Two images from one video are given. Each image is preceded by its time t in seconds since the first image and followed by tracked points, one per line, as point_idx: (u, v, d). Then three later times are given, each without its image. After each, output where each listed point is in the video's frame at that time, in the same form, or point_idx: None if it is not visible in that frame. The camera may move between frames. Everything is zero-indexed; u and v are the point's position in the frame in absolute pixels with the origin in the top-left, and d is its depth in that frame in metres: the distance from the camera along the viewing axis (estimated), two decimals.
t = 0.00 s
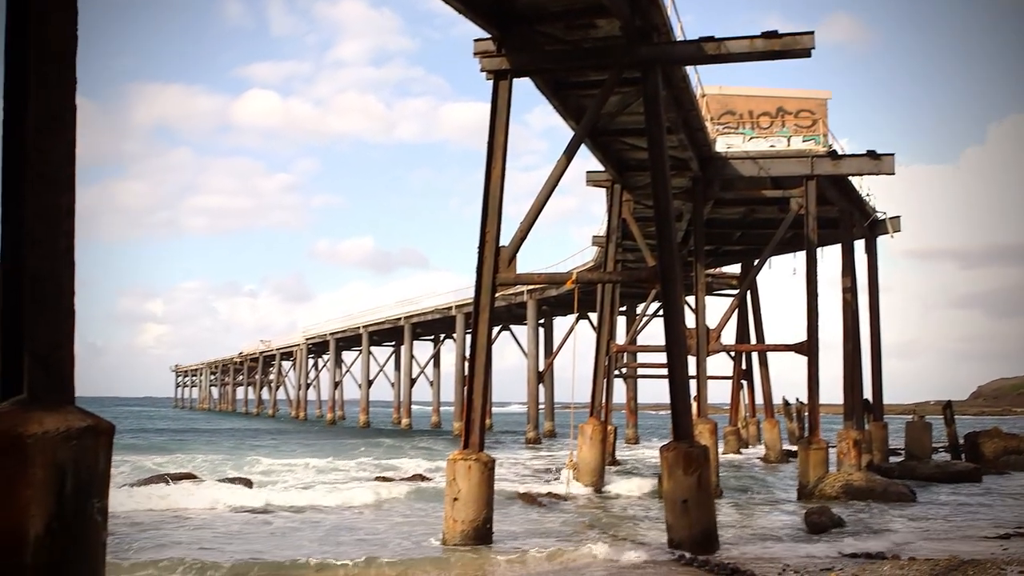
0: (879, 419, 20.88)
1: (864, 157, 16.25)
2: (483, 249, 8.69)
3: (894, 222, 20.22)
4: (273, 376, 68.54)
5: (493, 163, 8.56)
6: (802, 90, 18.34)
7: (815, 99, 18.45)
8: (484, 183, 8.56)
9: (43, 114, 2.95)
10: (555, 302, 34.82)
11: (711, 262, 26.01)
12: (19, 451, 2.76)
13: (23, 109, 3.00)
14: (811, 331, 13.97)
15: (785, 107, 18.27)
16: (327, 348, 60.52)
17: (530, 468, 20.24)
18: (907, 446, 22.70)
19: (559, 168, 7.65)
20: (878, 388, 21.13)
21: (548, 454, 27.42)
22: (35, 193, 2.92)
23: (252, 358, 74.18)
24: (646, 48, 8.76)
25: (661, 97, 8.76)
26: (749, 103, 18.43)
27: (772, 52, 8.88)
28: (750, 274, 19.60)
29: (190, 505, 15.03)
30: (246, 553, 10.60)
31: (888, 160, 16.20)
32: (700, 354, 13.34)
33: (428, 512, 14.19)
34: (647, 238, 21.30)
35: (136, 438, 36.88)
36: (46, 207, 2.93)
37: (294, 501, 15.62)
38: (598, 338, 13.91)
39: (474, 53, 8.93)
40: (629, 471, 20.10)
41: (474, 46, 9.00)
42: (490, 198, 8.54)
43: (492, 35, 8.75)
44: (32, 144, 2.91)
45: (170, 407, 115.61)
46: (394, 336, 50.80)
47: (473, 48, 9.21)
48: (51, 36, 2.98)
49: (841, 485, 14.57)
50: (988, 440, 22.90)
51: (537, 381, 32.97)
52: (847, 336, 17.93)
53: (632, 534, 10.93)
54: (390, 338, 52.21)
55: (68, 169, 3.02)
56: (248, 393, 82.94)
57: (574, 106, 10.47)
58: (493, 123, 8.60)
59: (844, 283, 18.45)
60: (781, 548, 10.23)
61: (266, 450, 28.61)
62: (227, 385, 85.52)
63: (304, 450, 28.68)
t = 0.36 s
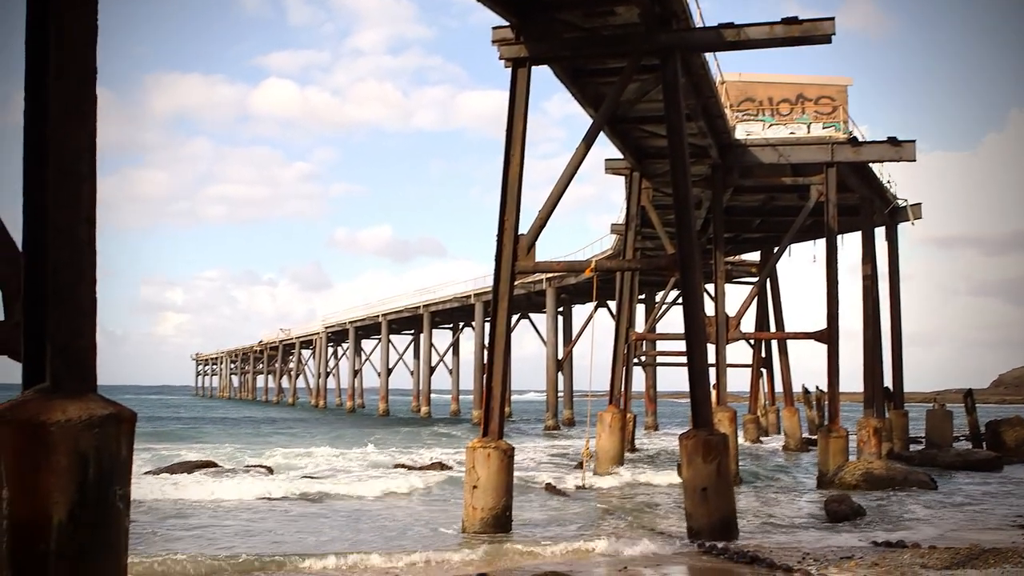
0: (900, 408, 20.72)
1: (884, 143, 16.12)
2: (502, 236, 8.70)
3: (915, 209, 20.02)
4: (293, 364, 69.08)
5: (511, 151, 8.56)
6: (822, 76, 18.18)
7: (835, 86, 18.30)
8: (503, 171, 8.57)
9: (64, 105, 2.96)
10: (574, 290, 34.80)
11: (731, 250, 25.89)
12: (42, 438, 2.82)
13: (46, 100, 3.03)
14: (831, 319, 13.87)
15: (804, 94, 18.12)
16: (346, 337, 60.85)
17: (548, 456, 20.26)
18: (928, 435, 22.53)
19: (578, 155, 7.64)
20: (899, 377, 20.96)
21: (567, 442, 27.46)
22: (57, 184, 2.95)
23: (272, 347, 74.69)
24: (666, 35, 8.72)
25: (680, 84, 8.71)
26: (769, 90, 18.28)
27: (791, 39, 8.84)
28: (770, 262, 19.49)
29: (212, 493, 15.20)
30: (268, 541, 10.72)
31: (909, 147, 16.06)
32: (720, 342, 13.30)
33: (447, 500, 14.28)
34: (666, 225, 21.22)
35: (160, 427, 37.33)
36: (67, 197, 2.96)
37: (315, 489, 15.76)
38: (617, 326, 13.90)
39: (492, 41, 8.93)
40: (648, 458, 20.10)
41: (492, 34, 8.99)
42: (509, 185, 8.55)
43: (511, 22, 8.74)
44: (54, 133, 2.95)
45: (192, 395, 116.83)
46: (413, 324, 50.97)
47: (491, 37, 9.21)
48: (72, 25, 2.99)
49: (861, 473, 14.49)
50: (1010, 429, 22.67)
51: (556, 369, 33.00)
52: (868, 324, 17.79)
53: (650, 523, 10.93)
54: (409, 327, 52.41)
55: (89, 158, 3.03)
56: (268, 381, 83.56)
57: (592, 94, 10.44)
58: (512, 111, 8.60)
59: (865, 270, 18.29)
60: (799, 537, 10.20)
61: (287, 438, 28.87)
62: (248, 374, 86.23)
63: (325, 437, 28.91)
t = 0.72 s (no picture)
0: (912, 401, 20.65)
1: (897, 135, 16.04)
2: (513, 229, 8.70)
3: (928, 201, 19.92)
4: (305, 357, 69.33)
5: (523, 144, 8.54)
6: (834, 68, 18.11)
7: (848, 78, 18.20)
8: (514, 164, 8.56)
9: (75, 98, 2.97)
10: (585, 283, 34.78)
11: (742, 243, 25.81)
12: (56, 431, 2.84)
13: (58, 95, 3.04)
14: (843, 312, 13.82)
15: (816, 86, 18.06)
16: (358, 331, 61.01)
17: (559, 449, 20.30)
18: (940, 428, 22.43)
19: (589, 148, 7.61)
20: (911, 370, 20.86)
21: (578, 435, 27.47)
22: (69, 179, 2.96)
23: (283, 339, 74.97)
24: (677, 27, 8.69)
25: (692, 76, 8.69)
26: (781, 82, 18.23)
27: (803, 31, 8.80)
28: (782, 255, 19.41)
29: (226, 486, 15.27)
30: (280, 534, 10.76)
31: (922, 139, 16.00)
32: (731, 335, 13.27)
33: (459, 493, 14.29)
34: (677, 218, 21.17)
35: (174, 420, 37.54)
36: (79, 192, 2.98)
37: (327, 482, 15.81)
38: (628, 319, 13.89)
39: (503, 34, 8.91)
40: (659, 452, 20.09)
41: (503, 27, 8.98)
42: (520, 179, 8.54)
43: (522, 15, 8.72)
44: (67, 125, 2.96)
45: (204, 388, 117.48)
46: (425, 317, 51.07)
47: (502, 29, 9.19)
48: (84, 20, 2.99)
49: (874, 466, 14.43)
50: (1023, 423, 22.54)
51: (567, 362, 33.01)
52: (881, 317, 17.70)
53: (661, 516, 10.93)
54: (421, 320, 52.50)
55: (101, 152, 3.04)
56: (280, 373, 83.91)
57: (604, 87, 10.42)
58: (523, 104, 8.57)
59: (877, 263, 18.20)
60: (811, 530, 10.17)
61: (300, 431, 28.98)
62: (260, 367, 86.62)
63: (337, 431, 29.00)
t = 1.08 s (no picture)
0: (922, 396, 20.58)
1: (907, 130, 15.97)
2: (522, 225, 8.69)
3: (939, 196, 19.81)
4: (314, 352, 69.51)
5: (532, 140, 8.53)
6: (845, 64, 17.93)
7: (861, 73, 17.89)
8: (524, 161, 8.55)
9: (86, 95, 2.97)
10: (594, 279, 34.74)
11: (752, 238, 25.75)
12: (68, 426, 2.85)
13: (71, 94, 3.05)
14: (853, 307, 13.76)
15: (827, 80, 17.88)
16: (367, 326, 61.12)
17: (569, 444, 20.31)
18: (950, 423, 22.33)
19: (599, 144, 7.60)
20: (922, 366, 20.77)
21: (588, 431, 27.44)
22: (81, 176, 2.97)
23: (293, 335, 75.16)
24: (687, 22, 8.66)
25: (702, 71, 8.65)
26: (791, 77, 18.16)
27: (814, 25, 8.74)
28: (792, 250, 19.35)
29: (237, 482, 15.33)
30: (291, 529, 10.79)
31: (932, 134, 15.93)
32: (741, 330, 13.25)
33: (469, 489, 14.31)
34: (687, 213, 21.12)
35: (186, 415, 37.66)
36: (89, 190, 2.98)
37: (337, 478, 15.85)
38: (637, 314, 13.88)
39: (513, 30, 8.89)
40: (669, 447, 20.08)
41: (512, 22, 8.96)
42: (529, 175, 8.53)
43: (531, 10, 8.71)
44: (78, 122, 2.97)
45: (215, 383, 117.97)
46: (434, 312, 51.12)
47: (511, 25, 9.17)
48: (95, 16, 3.00)
49: (883, 462, 14.39)
50: None
51: (577, 357, 33.00)
52: (891, 312, 17.63)
53: (670, 512, 10.93)
54: (430, 315, 52.57)
55: (112, 150, 3.05)
56: (290, 369, 84.04)
57: (613, 82, 10.40)
58: (532, 99, 8.56)
59: (888, 258, 18.12)
60: (821, 526, 10.14)
61: (310, 427, 29.05)
62: (270, 363, 86.89)
63: (347, 427, 29.06)
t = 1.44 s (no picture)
0: (932, 392, 20.49)
1: (917, 125, 15.91)
2: (531, 220, 8.69)
3: (949, 191, 19.71)
4: (323, 348, 69.65)
5: (540, 135, 8.53)
6: (854, 58, 17.93)
7: (869, 67, 18.03)
8: (533, 157, 8.55)
9: (95, 94, 2.99)
10: (603, 274, 34.70)
11: (761, 233, 25.67)
12: (78, 423, 2.86)
13: (79, 92, 3.06)
14: (863, 303, 13.69)
15: (836, 75, 17.92)
16: (376, 322, 61.20)
17: (578, 440, 20.31)
18: (960, 419, 22.22)
19: (607, 140, 7.59)
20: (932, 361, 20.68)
21: (597, 427, 27.41)
22: (89, 172, 2.98)
23: (302, 331, 75.34)
24: (697, 18, 8.63)
25: (711, 67, 8.63)
26: (801, 72, 18.08)
27: (824, 20, 8.70)
28: (801, 245, 19.27)
29: (247, 478, 15.38)
30: (300, 525, 10.82)
31: (942, 129, 15.87)
32: (751, 326, 13.22)
33: (477, 485, 14.31)
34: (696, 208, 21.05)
35: (196, 411, 37.79)
36: (99, 188, 3.00)
37: (347, 474, 15.89)
38: (646, 310, 13.85)
39: (521, 25, 8.88)
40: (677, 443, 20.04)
41: (521, 18, 8.94)
42: (538, 171, 8.53)
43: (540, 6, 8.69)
44: (87, 120, 2.98)
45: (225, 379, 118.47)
46: (443, 308, 51.13)
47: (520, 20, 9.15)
48: (102, 12, 3.00)
49: (893, 457, 14.35)
50: None
51: (586, 353, 32.98)
52: (901, 308, 17.56)
53: (679, 508, 10.92)
54: (439, 311, 52.61)
55: (121, 145, 3.06)
56: (299, 364, 84.22)
57: (622, 77, 10.39)
58: (541, 95, 8.55)
59: (898, 254, 18.03)
60: (830, 522, 10.12)
61: (319, 423, 29.11)
62: (279, 359, 87.10)
63: (357, 423, 29.11)
